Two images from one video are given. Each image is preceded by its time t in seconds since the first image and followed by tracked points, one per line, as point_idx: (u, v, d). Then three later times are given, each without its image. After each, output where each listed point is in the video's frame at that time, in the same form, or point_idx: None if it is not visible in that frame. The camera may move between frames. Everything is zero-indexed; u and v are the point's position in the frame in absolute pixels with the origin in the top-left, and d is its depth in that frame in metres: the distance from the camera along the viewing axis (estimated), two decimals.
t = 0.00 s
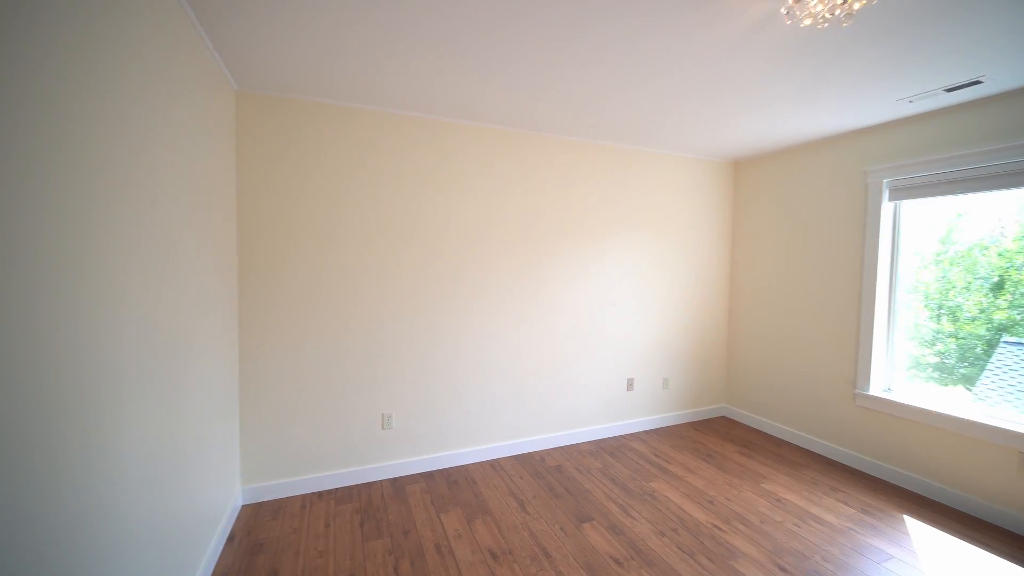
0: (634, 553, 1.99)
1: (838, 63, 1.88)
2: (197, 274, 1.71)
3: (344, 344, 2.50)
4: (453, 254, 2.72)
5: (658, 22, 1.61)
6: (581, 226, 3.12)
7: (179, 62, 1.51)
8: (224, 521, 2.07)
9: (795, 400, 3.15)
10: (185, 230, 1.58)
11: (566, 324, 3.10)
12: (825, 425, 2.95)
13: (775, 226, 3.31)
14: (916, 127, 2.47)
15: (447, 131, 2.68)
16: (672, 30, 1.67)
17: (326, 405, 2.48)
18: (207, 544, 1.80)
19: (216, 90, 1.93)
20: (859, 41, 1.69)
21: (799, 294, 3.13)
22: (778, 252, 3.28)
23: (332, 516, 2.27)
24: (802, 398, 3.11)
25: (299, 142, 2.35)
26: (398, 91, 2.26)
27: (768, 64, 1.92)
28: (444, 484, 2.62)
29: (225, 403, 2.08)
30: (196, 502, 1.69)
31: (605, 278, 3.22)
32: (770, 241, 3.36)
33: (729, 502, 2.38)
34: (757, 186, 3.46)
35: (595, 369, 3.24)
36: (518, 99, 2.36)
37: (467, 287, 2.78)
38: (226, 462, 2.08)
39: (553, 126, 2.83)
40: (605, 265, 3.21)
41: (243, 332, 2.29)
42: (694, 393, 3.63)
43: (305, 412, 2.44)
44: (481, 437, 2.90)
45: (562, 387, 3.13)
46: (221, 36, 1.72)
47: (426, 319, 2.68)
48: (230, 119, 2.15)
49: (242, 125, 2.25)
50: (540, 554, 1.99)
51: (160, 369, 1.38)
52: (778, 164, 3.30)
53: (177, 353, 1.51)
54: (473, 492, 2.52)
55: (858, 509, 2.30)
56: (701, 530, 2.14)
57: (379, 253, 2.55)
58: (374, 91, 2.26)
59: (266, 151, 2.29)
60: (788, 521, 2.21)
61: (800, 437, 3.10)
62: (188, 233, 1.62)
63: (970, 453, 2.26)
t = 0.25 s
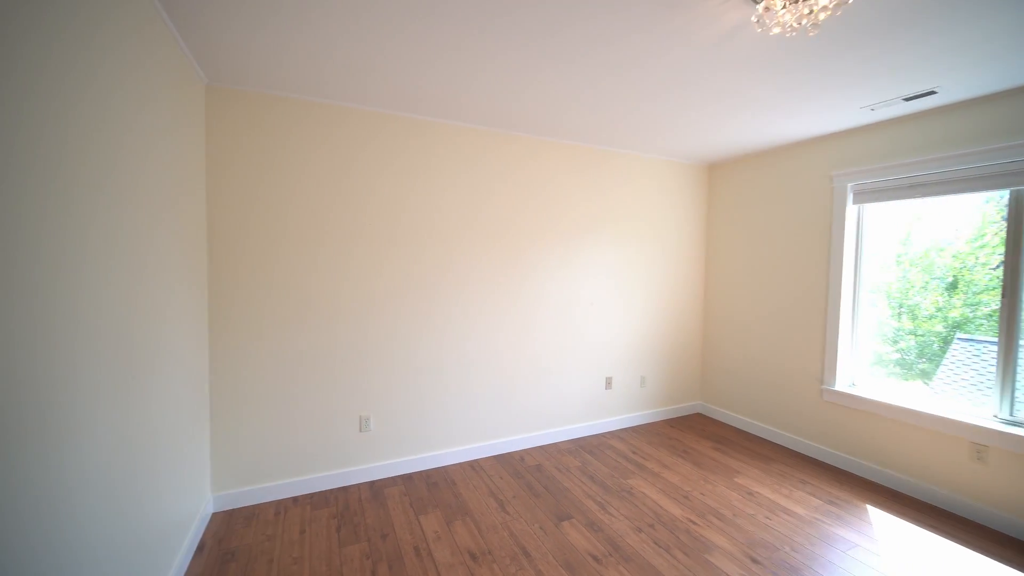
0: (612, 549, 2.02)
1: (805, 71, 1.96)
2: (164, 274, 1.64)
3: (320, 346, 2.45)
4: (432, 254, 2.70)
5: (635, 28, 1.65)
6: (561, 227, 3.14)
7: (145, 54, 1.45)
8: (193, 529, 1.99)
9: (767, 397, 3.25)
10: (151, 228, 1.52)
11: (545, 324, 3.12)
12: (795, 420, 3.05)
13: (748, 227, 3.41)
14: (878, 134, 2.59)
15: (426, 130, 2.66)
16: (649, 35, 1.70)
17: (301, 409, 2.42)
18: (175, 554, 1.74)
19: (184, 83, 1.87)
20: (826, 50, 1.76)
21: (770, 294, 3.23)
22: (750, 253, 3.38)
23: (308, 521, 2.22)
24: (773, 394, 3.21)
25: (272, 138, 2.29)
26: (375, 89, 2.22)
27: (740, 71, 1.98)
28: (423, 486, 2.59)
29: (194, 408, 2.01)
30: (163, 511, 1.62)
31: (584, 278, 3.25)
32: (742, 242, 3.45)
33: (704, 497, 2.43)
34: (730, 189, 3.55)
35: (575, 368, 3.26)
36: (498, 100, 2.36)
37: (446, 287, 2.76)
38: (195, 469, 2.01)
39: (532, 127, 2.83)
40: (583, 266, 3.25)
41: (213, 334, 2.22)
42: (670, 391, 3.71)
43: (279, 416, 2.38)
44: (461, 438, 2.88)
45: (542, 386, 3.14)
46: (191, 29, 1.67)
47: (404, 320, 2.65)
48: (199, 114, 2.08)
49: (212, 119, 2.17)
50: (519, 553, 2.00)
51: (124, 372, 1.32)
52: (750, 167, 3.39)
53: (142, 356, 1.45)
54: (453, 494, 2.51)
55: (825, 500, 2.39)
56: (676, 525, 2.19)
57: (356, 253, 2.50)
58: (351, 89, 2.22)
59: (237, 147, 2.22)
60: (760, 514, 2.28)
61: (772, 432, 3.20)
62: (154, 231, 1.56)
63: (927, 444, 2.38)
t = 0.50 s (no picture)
0: (591, 546, 2.04)
1: (775, 78, 2.03)
2: (129, 273, 1.58)
3: (295, 347, 2.40)
4: (410, 254, 2.68)
5: (612, 31, 1.68)
6: (540, 227, 3.16)
7: (107, 42, 1.40)
8: (161, 538, 1.92)
9: (740, 393, 3.35)
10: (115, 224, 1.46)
11: (525, 324, 3.14)
12: (766, 416, 3.15)
13: (721, 229, 3.50)
14: (843, 140, 2.70)
15: (404, 129, 2.64)
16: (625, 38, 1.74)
17: (276, 411, 2.37)
18: (141, 565, 1.67)
19: (151, 76, 1.80)
20: (793, 58, 1.83)
21: (743, 293, 3.32)
22: (724, 253, 3.47)
23: (282, 527, 2.17)
24: (745, 391, 3.31)
25: (244, 134, 2.23)
26: (352, 86, 2.19)
27: (713, 76, 2.04)
28: (402, 488, 2.56)
29: (162, 412, 1.93)
30: (128, 520, 1.56)
31: (563, 278, 3.29)
32: (716, 243, 3.55)
33: (680, 492, 2.49)
34: (705, 191, 3.64)
35: (554, 368, 3.29)
36: (477, 99, 2.37)
37: (425, 287, 2.74)
38: (162, 475, 1.94)
39: (512, 127, 2.85)
40: (562, 266, 3.28)
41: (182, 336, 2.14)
42: (647, 389, 3.77)
43: (252, 419, 2.31)
44: (440, 439, 2.87)
45: (522, 386, 3.16)
46: (158, 19, 1.61)
47: (382, 320, 2.62)
48: (166, 107, 2.01)
49: (180, 114, 2.10)
50: (499, 553, 2.00)
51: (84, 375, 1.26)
52: (723, 170, 3.49)
53: (105, 358, 1.39)
54: (432, 495, 2.49)
55: (795, 492, 2.48)
56: (653, 520, 2.23)
57: (332, 252, 2.46)
58: (327, 85, 2.19)
59: (207, 143, 2.15)
60: (733, 507, 2.34)
61: (745, 428, 3.29)
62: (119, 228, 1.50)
63: (888, 436, 2.49)
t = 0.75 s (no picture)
0: (569, 543, 2.06)
1: (745, 83, 2.09)
2: (86, 270, 1.51)
3: (267, 348, 2.33)
4: (387, 253, 2.65)
5: (587, 30, 1.69)
6: (519, 227, 3.17)
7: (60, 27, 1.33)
8: (123, 549, 1.84)
9: (714, 390, 3.43)
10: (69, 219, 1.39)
11: (505, 323, 3.14)
12: (739, 412, 3.24)
13: (696, 229, 3.59)
14: (810, 144, 2.80)
15: (380, 127, 2.61)
16: (602, 39, 1.76)
17: (247, 414, 2.30)
18: None
19: (111, 65, 1.73)
20: (763, 64, 1.89)
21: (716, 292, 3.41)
22: (698, 253, 3.56)
23: (255, 534, 2.11)
24: (719, 388, 3.39)
25: (213, 129, 2.16)
26: (327, 81, 2.16)
27: (686, 79, 2.08)
28: (380, 491, 2.53)
29: (124, 417, 1.85)
30: (85, 530, 1.48)
31: (542, 278, 3.31)
32: (691, 243, 3.63)
33: (656, 488, 2.53)
34: (680, 192, 3.72)
35: (534, 367, 3.30)
36: (454, 96, 2.35)
37: (403, 287, 2.72)
38: (125, 483, 1.85)
39: (489, 126, 2.85)
40: (541, 265, 3.30)
41: (146, 338, 2.06)
42: (626, 387, 3.82)
43: (221, 423, 2.24)
44: (419, 440, 2.84)
45: (501, 385, 3.16)
46: (117, 5, 1.55)
47: (359, 319, 2.58)
48: (128, 99, 1.93)
49: (144, 106, 2.02)
50: (478, 553, 1.99)
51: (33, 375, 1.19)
52: (697, 172, 3.57)
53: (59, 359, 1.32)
54: (411, 497, 2.46)
55: (766, 485, 2.55)
56: (630, 517, 2.26)
57: (306, 250, 2.41)
58: (300, 78, 2.14)
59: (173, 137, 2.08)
60: (707, 501, 2.40)
61: (719, 424, 3.37)
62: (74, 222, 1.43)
63: (853, 429, 2.60)
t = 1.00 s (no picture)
0: (549, 541, 2.07)
1: (720, 88, 2.14)
2: (46, 270, 1.44)
3: (241, 350, 2.27)
4: (366, 253, 2.62)
5: (567, 33, 1.71)
6: (500, 227, 3.18)
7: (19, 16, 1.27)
8: (86, 561, 1.76)
9: (691, 387, 3.50)
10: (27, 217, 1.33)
11: (485, 323, 3.14)
12: (715, 408, 3.32)
13: (673, 230, 3.66)
14: (781, 148, 2.90)
15: (359, 125, 2.57)
16: (582, 42, 1.78)
17: (219, 419, 2.23)
18: None
19: (73, 56, 1.65)
20: (737, 69, 1.94)
21: (693, 291, 3.48)
22: (676, 254, 3.62)
23: (228, 541, 2.05)
24: (696, 385, 3.46)
25: (183, 124, 2.09)
26: (304, 77, 2.11)
27: (664, 83, 2.12)
28: (358, 494, 2.49)
29: (87, 423, 1.77)
30: (45, 542, 1.42)
31: (523, 278, 3.32)
32: (669, 244, 3.69)
33: (635, 485, 2.57)
34: (658, 194, 3.79)
35: (514, 367, 3.31)
36: (435, 95, 2.34)
37: (381, 287, 2.68)
38: (88, 492, 1.78)
39: (470, 126, 2.84)
40: (522, 265, 3.31)
41: (111, 340, 1.97)
42: (606, 385, 3.87)
43: (192, 427, 2.17)
44: (398, 442, 2.80)
45: (482, 385, 3.15)
46: None
47: (336, 321, 2.54)
48: (92, 92, 1.85)
49: (108, 99, 1.94)
50: (458, 554, 1.99)
51: None
52: (674, 174, 3.64)
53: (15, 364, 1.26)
54: (390, 500, 2.44)
55: (740, 480, 2.62)
56: (609, 513, 2.29)
57: (282, 250, 2.36)
58: (276, 74, 2.09)
59: (141, 132, 2.00)
60: (684, 496, 2.45)
61: (696, 420, 3.45)
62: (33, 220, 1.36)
63: (822, 424, 2.69)
